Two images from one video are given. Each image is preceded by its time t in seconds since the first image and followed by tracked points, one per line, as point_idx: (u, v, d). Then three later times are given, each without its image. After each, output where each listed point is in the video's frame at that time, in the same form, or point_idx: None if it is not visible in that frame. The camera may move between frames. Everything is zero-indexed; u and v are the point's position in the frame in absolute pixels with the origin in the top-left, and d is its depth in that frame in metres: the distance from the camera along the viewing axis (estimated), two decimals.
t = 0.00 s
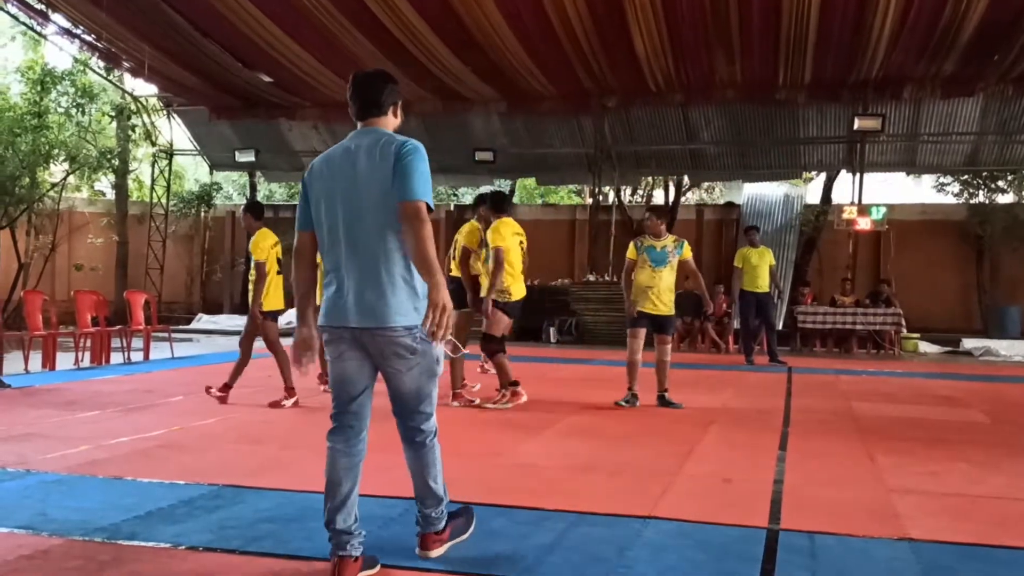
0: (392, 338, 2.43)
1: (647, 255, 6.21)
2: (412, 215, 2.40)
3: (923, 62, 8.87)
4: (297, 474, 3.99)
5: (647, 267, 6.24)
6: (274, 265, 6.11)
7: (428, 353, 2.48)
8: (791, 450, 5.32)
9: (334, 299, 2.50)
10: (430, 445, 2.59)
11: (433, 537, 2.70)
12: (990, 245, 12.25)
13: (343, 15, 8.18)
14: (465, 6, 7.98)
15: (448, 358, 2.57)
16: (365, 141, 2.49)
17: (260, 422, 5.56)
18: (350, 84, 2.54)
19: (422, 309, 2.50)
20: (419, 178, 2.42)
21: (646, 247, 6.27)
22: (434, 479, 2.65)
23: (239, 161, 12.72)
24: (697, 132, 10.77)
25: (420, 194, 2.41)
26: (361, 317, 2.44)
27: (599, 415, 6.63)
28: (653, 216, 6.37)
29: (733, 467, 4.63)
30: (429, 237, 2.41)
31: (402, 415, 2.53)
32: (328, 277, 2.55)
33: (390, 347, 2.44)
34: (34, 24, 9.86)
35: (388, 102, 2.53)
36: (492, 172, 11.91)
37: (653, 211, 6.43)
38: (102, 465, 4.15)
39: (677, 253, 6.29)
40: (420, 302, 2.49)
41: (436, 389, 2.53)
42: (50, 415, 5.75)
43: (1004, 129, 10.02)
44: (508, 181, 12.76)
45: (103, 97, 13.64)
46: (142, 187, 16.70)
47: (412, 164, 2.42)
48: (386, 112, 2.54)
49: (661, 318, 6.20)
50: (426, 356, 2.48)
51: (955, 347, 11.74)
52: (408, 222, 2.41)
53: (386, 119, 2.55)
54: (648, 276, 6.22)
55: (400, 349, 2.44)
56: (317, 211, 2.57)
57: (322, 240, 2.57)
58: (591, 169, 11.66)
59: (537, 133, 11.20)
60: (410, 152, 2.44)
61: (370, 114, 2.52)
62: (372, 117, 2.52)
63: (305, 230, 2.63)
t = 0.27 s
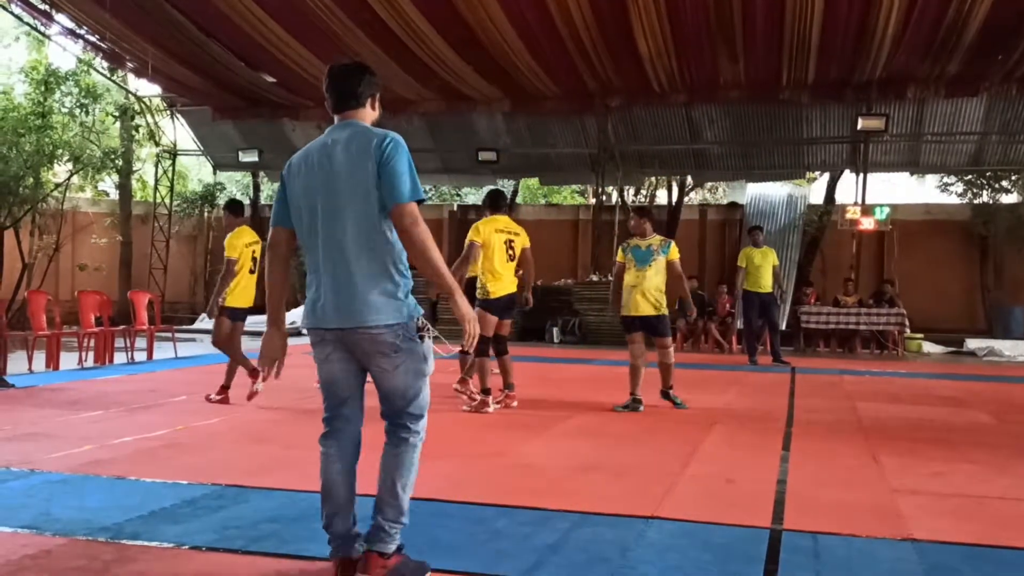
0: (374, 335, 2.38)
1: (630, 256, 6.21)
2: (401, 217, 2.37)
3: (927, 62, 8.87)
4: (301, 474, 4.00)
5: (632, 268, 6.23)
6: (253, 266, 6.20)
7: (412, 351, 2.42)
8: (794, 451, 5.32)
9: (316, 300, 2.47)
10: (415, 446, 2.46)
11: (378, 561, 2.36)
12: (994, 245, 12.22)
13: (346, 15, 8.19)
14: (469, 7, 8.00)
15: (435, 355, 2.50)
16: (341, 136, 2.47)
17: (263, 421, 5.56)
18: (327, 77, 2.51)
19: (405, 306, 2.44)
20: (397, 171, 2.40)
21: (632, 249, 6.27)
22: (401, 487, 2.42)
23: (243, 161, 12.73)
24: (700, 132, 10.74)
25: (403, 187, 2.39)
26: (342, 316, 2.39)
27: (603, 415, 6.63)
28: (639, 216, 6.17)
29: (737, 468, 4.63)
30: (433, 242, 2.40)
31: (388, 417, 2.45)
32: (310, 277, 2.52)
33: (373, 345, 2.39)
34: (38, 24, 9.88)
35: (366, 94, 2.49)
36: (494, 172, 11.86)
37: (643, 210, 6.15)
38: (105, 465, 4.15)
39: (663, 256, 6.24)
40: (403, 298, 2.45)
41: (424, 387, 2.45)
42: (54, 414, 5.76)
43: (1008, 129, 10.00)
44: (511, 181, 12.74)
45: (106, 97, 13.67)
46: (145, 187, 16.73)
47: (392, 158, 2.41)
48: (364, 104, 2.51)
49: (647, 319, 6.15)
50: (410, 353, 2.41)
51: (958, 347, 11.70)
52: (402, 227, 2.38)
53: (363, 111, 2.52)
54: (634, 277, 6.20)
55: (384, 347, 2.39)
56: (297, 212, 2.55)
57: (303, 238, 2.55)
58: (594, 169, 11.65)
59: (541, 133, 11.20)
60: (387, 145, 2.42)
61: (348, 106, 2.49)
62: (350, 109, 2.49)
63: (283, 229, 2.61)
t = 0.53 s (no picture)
0: (336, 335, 2.35)
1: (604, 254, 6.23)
2: (389, 225, 2.41)
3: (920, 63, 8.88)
4: (293, 474, 3.98)
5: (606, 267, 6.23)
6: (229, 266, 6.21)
7: (372, 354, 2.38)
8: (788, 450, 5.32)
9: (282, 295, 2.46)
10: (351, 457, 2.38)
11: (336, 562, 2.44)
12: (985, 245, 12.26)
13: (338, 13, 8.16)
14: (463, 6, 8.00)
15: (397, 365, 2.46)
16: (321, 133, 2.45)
17: (255, 422, 5.53)
18: (298, 65, 2.48)
19: (369, 308, 2.40)
20: (380, 177, 2.40)
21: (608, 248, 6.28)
22: (319, 498, 2.31)
23: (235, 160, 12.67)
24: (693, 131, 10.71)
25: (389, 196, 2.41)
26: (307, 311, 2.36)
27: (596, 415, 6.62)
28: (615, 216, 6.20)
29: (730, 467, 4.63)
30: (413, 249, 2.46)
31: (333, 420, 2.38)
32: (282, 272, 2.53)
33: (334, 345, 2.36)
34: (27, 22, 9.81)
35: (338, 85, 2.47)
36: (488, 172, 11.80)
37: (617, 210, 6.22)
38: (95, 465, 4.12)
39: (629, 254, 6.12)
40: (371, 301, 2.43)
41: (378, 395, 2.42)
42: (43, 415, 5.72)
43: (999, 129, 10.02)
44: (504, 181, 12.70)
45: (97, 96, 13.61)
46: (136, 186, 16.65)
47: (375, 162, 2.41)
48: (336, 96, 2.49)
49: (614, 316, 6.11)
50: (371, 358, 2.39)
51: (949, 346, 11.70)
52: (386, 232, 2.41)
53: (335, 103, 2.50)
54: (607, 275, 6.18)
55: (344, 348, 2.36)
56: (271, 206, 2.54)
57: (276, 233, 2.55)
58: (587, 169, 11.63)
59: (533, 132, 11.17)
60: (370, 149, 2.42)
61: (320, 98, 2.48)
62: (322, 101, 2.48)
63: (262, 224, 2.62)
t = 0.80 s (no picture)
0: (245, 337, 2.33)
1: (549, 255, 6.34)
2: (317, 234, 2.38)
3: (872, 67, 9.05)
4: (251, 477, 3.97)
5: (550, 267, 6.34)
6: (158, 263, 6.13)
7: (282, 363, 2.35)
8: (739, 447, 5.45)
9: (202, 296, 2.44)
10: (248, 473, 2.30)
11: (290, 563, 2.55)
12: (933, 245, 12.51)
13: (293, 8, 8.05)
14: (419, 5, 7.97)
15: (309, 376, 2.43)
16: (254, 130, 2.41)
17: (209, 423, 5.48)
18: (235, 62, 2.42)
19: (284, 317, 2.38)
20: (311, 181, 2.37)
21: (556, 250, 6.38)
22: (229, 521, 2.28)
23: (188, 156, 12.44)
24: (649, 131, 10.77)
25: (320, 200, 2.38)
26: (222, 313, 2.36)
27: (553, 413, 6.70)
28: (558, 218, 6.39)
29: (685, 464, 4.81)
30: (344, 264, 2.43)
31: (231, 429, 2.30)
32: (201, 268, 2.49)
33: (242, 349, 2.33)
34: None
35: (283, 81, 2.43)
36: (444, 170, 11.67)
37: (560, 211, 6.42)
38: (44, 468, 4.04)
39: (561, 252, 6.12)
40: (287, 308, 2.39)
41: (284, 407, 2.36)
42: None
43: (946, 132, 10.24)
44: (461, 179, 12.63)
45: (45, 90, 13.27)
46: (85, 182, 16.27)
47: (303, 167, 2.38)
48: (281, 93, 2.45)
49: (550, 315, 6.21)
50: (281, 366, 2.35)
51: (898, 344, 11.88)
52: (314, 240, 2.39)
53: (278, 101, 2.46)
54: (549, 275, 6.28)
55: (253, 352, 2.33)
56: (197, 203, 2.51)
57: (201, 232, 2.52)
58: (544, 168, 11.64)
59: (490, 130, 11.13)
60: (305, 152, 2.39)
61: (264, 95, 2.43)
62: (266, 98, 2.43)
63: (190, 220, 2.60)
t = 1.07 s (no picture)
0: (175, 338, 2.17)
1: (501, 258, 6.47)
2: (260, 227, 2.20)
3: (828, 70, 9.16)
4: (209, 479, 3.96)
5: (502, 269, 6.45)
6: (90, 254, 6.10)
7: (217, 363, 2.21)
8: (695, 444, 5.57)
9: (128, 292, 2.26)
10: (190, 476, 2.19)
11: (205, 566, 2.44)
12: (886, 245, 12.73)
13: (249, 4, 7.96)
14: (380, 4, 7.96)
15: (243, 375, 2.31)
16: (189, 120, 2.24)
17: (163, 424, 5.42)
18: (177, 47, 2.29)
19: (219, 315, 2.24)
20: (248, 177, 2.20)
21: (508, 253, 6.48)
22: (174, 527, 2.16)
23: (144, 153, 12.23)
24: (609, 132, 10.83)
25: (257, 196, 2.20)
26: (150, 311, 2.19)
27: (513, 412, 6.76)
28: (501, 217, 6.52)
29: (645, 461, 4.93)
30: (296, 255, 2.23)
31: (165, 431, 2.17)
32: (126, 262, 2.31)
33: (172, 349, 2.18)
34: None
35: (225, 69, 2.30)
36: (406, 169, 11.59)
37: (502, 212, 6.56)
38: None
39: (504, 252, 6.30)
40: (221, 305, 2.25)
41: (220, 406, 2.24)
42: None
43: (900, 135, 10.43)
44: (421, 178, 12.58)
45: None
46: (36, 179, 15.89)
47: (241, 159, 2.21)
48: (222, 81, 2.31)
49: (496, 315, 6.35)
50: (215, 366, 2.21)
51: (852, 343, 12.00)
52: (258, 234, 2.21)
53: (220, 91, 2.32)
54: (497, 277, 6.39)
55: (184, 352, 2.18)
56: (123, 191, 2.32)
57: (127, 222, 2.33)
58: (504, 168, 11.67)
59: (451, 129, 11.10)
60: (242, 145, 2.22)
61: (204, 82, 2.28)
62: (205, 86, 2.29)
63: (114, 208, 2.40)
